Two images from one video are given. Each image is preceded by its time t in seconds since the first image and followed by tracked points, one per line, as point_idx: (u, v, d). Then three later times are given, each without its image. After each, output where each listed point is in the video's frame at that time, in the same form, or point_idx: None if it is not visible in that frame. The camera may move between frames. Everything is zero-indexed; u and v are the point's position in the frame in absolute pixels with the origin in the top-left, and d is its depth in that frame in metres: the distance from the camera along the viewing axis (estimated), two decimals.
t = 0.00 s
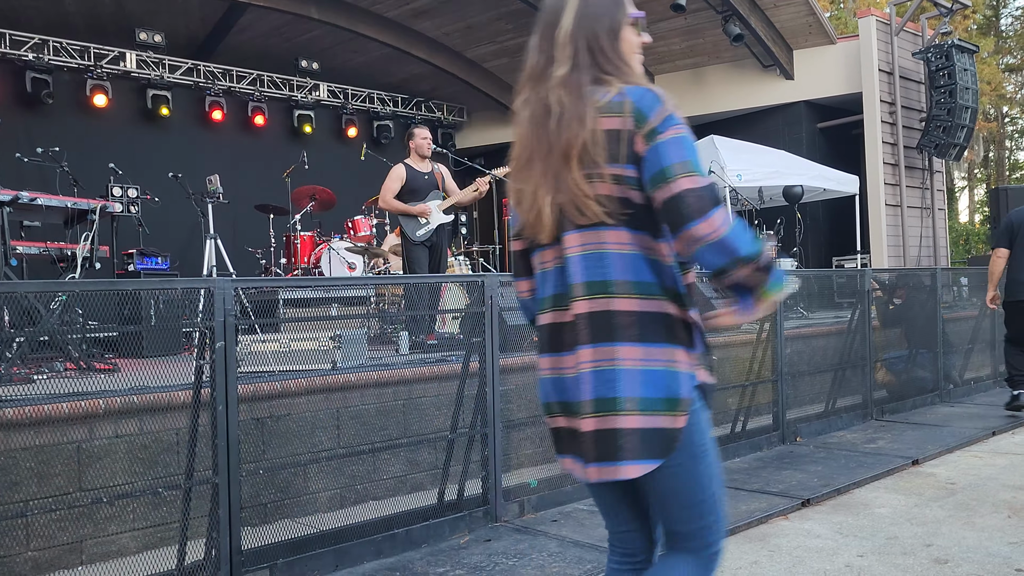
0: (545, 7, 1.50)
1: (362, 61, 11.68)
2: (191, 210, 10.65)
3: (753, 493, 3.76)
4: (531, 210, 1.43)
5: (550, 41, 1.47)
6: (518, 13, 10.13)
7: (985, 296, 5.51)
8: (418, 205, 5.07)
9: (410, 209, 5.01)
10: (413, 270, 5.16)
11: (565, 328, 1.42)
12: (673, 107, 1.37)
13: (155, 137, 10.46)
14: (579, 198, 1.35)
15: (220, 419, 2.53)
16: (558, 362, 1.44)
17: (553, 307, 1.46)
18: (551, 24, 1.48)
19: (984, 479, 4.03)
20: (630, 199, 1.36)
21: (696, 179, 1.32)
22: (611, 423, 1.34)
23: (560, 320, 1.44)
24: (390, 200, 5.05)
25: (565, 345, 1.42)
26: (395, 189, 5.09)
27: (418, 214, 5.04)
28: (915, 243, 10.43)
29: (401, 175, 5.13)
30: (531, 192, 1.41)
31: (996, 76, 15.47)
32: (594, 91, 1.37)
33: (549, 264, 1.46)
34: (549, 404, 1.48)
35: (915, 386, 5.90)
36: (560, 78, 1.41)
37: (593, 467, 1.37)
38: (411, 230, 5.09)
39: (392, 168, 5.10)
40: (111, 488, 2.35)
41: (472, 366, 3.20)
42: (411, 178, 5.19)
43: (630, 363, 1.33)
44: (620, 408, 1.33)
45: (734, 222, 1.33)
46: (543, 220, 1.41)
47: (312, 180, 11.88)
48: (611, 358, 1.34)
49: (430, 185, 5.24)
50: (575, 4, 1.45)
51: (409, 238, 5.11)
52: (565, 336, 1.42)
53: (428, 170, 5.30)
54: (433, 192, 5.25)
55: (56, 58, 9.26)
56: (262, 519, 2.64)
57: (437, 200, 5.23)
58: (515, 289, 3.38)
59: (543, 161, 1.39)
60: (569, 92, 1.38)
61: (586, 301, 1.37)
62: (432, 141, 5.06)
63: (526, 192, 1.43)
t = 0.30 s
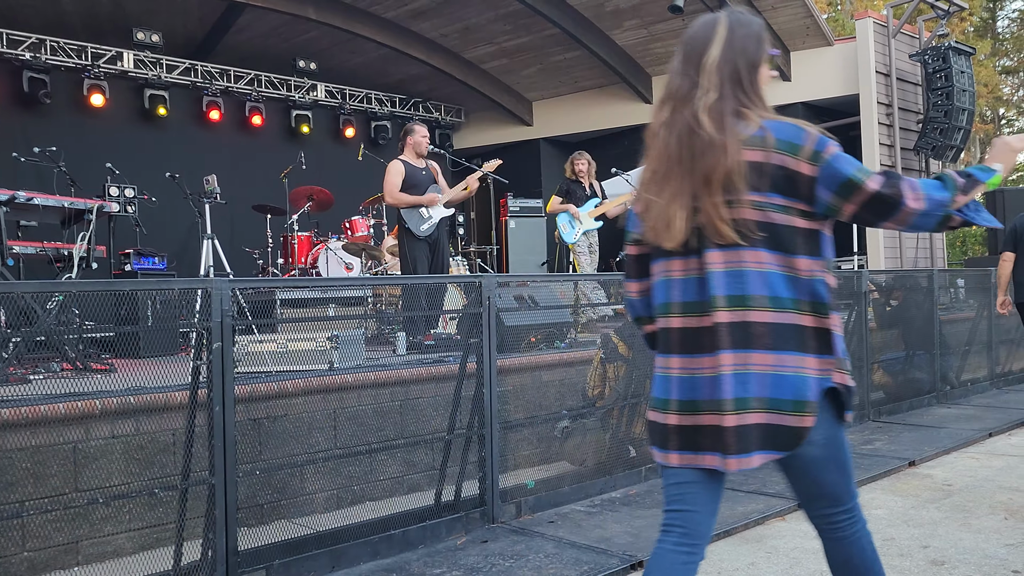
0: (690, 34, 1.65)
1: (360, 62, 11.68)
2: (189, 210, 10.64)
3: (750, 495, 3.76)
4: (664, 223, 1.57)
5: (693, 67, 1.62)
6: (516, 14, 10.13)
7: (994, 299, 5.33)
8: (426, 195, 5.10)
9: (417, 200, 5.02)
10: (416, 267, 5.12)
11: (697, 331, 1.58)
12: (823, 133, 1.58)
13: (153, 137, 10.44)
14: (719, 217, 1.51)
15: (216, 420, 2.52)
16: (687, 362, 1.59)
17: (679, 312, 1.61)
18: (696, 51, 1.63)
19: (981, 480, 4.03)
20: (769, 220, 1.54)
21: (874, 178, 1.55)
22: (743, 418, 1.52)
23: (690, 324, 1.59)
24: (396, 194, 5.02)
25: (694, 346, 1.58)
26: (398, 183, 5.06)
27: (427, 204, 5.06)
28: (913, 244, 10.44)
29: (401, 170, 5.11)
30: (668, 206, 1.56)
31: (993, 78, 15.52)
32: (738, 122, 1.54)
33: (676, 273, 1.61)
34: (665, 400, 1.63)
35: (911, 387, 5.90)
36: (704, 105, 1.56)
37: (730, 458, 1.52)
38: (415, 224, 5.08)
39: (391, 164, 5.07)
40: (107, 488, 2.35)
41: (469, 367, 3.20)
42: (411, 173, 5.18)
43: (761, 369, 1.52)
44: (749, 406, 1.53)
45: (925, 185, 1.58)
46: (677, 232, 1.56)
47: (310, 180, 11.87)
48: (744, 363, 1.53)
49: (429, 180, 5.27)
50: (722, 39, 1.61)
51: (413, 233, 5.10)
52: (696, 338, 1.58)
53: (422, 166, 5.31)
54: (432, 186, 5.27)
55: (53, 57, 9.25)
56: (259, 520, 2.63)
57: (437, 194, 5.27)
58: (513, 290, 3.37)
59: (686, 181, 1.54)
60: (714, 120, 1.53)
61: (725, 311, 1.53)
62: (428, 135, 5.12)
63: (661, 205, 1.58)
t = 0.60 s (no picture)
0: (823, 36, 1.82)
1: (358, 62, 11.68)
2: (186, 210, 10.63)
3: (747, 496, 3.76)
4: (803, 203, 1.74)
5: (829, 63, 1.79)
6: (513, 15, 10.14)
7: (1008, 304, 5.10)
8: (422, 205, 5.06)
9: (414, 209, 4.98)
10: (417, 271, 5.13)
11: (827, 301, 1.75)
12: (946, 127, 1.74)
13: (151, 137, 10.44)
14: (859, 199, 1.68)
15: (214, 421, 2.52)
16: (817, 329, 1.78)
17: (809, 283, 1.79)
18: (830, 50, 1.80)
19: (977, 482, 4.05)
20: (901, 201, 1.69)
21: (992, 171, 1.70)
22: (880, 377, 1.67)
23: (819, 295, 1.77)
24: (394, 200, 4.99)
25: (828, 314, 1.75)
26: (394, 188, 5.01)
27: (422, 214, 5.02)
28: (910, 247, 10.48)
29: (399, 174, 5.05)
30: (808, 188, 1.72)
31: (989, 80, 15.57)
32: (877, 114, 1.71)
33: (807, 249, 1.78)
34: (796, 365, 1.81)
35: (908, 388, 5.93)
36: (845, 99, 1.73)
37: (872, 414, 1.68)
38: (417, 228, 5.08)
39: (388, 168, 5.02)
40: (105, 489, 2.35)
41: (467, 368, 3.20)
42: (409, 177, 5.18)
43: (892, 334, 1.67)
44: (883, 367, 1.67)
45: None
46: (815, 212, 1.72)
47: (308, 181, 11.87)
48: (876, 328, 1.68)
49: (427, 184, 5.26)
50: (856, 40, 1.78)
51: (414, 236, 5.10)
52: (828, 308, 1.75)
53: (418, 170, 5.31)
54: (430, 189, 5.29)
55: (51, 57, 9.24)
56: (256, 521, 2.63)
57: (435, 198, 5.26)
58: (511, 291, 3.37)
59: (830, 162, 1.70)
60: (856, 112, 1.71)
61: (863, 281, 1.68)
62: (424, 140, 5.12)
63: (798, 187, 1.74)
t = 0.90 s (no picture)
0: (896, 80, 2.06)
1: (355, 64, 11.68)
2: (183, 212, 10.62)
3: (744, 498, 3.76)
4: (889, 232, 1.97)
5: (905, 103, 2.02)
6: (511, 17, 10.15)
7: None
8: (418, 208, 5.08)
9: (409, 211, 4.98)
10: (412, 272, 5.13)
11: (906, 315, 2.00)
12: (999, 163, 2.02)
13: (148, 138, 10.43)
14: (939, 224, 1.93)
15: (210, 422, 2.52)
16: (897, 340, 2.02)
17: (890, 301, 2.03)
18: (904, 91, 2.04)
19: (973, 484, 4.05)
20: (968, 225, 1.96)
21: None
22: (942, 378, 1.92)
23: (899, 311, 2.01)
24: (390, 204, 4.98)
25: (907, 326, 2.00)
26: (392, 192, 5.01)
27: (420, 216, 5.04)
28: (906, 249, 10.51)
29: (395, 178, 5.04)
30: (893, 218, 1.96)
31: (986, 83, 15.61)
32: (949, 149, 1.96)
33: (887, 270, 2.03)
34: (881, 372, 2.05)
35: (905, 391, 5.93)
36: (924, 137, 1.97)
37: (932, 412, 1.92)
38: (413, 230, 5.09)
39: (385, 173, 5.03)
40: (100, 490, 2.34)
41: (463, 370, 3.19)
42: (405, 181, 5.17)
43: (951, 340, 1.93)
44: (945, 370, 1.92)
45: None
46: (901, 239, 1.97)
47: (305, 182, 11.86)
48: (939, 334, 1.93)
49: (425, 187, 5.25)
50: (926, 82, 2.03)
51: (410, 238, 5.10)
52: (908, 320, 2.00)
53: (416, 173, 5.30)
54: (428, 192, 5.27)
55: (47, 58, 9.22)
56: (252, 523, 2.63)
57: (432, 201, 5.25)
58: (508, 292, 3.37)
59: (914, 192, 1.94)
60: (935, 149, 1.95)
61: (928, 294, 1.94)
62: (421, 143, 5.12)
63: (883, 216, 1.98)
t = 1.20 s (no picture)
0: (947, 87, 2.39)
1: (353, 65, 11.69)
2: (181, 213, 10.61)
3: (741, 500, 3.76)
4: (922, 222, 2.32)
5: (952, 108, 2.36)
6: (509, 19, 10.17)
7: None
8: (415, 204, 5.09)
9: (406, 210, 5.00)
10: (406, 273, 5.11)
11: (947, 296, 2.31)
12: None
13: (146, 139, 10.42)
14: (968, 215, 2.25)
15: (206, 423, 2.52)
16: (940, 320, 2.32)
17: (935, 285, 2.33)
18: (952, 98, 2.37)
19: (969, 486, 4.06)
20: (1003, 216, 2.26)
21: None
22: (971, 355, 2.22)
23: (943, 293, 2.32)
24: (387, 205, 4.98)
25: (948, 306, 2.31)
26: (389, 194, 5.00)
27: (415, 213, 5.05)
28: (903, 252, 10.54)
29: (395, 180, 5.04)
30: (926, 210, 2.30)
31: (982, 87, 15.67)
32: (987, 149, 2.27)
33: (932, 255, 2.34)
34: (926, 349, 2.34)
35: (901, 393, 5.94)
36: (964, 137, 2.30)
37: (952, 382, 2.25)
38: (406, 232, 5.07)
39: (385, 175, 5.00)
40: (96, 492, 2.33)
41: (461, 371, 3.20)
42: (404, 185, 5.17)
43: (984, 321, 2.23)
44: (976, 348, 2.22)
45: None
46: (931, 228, 2.31)
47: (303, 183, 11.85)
48: (971, 317, 2.24)
49: (423, 192, 5.25)
50: (971, 89, 2.35)
51: (403, 241, 5.09)
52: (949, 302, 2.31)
53: (417, 178, 5.32)
54: (425, 197, 5.26)
55: (45, 58, 9.21)
56: (248, 524, 2.62)
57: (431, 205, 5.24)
58: (505, 294, 3.36)
59: (948, 186, 2.28)
60: (973, 150, 2.27)
61: (958, 280, 2.27)
62: (425, 150, 5.14)
63: (919, 210, 2.32)
